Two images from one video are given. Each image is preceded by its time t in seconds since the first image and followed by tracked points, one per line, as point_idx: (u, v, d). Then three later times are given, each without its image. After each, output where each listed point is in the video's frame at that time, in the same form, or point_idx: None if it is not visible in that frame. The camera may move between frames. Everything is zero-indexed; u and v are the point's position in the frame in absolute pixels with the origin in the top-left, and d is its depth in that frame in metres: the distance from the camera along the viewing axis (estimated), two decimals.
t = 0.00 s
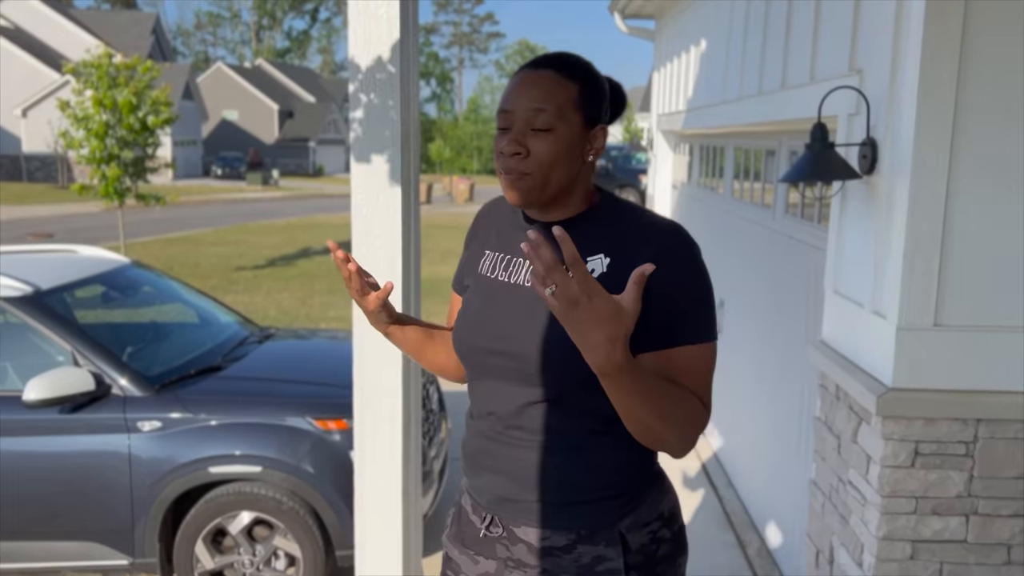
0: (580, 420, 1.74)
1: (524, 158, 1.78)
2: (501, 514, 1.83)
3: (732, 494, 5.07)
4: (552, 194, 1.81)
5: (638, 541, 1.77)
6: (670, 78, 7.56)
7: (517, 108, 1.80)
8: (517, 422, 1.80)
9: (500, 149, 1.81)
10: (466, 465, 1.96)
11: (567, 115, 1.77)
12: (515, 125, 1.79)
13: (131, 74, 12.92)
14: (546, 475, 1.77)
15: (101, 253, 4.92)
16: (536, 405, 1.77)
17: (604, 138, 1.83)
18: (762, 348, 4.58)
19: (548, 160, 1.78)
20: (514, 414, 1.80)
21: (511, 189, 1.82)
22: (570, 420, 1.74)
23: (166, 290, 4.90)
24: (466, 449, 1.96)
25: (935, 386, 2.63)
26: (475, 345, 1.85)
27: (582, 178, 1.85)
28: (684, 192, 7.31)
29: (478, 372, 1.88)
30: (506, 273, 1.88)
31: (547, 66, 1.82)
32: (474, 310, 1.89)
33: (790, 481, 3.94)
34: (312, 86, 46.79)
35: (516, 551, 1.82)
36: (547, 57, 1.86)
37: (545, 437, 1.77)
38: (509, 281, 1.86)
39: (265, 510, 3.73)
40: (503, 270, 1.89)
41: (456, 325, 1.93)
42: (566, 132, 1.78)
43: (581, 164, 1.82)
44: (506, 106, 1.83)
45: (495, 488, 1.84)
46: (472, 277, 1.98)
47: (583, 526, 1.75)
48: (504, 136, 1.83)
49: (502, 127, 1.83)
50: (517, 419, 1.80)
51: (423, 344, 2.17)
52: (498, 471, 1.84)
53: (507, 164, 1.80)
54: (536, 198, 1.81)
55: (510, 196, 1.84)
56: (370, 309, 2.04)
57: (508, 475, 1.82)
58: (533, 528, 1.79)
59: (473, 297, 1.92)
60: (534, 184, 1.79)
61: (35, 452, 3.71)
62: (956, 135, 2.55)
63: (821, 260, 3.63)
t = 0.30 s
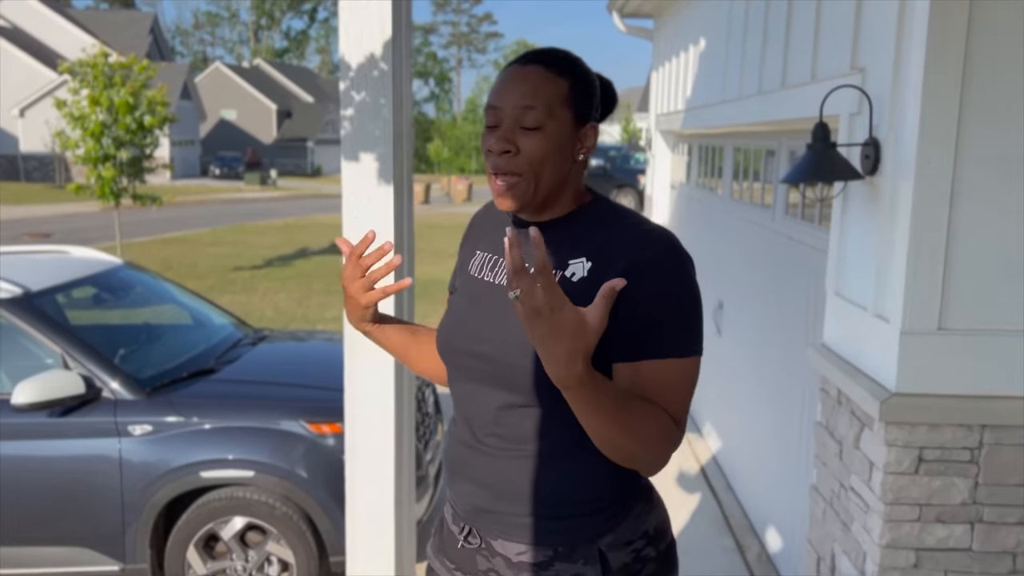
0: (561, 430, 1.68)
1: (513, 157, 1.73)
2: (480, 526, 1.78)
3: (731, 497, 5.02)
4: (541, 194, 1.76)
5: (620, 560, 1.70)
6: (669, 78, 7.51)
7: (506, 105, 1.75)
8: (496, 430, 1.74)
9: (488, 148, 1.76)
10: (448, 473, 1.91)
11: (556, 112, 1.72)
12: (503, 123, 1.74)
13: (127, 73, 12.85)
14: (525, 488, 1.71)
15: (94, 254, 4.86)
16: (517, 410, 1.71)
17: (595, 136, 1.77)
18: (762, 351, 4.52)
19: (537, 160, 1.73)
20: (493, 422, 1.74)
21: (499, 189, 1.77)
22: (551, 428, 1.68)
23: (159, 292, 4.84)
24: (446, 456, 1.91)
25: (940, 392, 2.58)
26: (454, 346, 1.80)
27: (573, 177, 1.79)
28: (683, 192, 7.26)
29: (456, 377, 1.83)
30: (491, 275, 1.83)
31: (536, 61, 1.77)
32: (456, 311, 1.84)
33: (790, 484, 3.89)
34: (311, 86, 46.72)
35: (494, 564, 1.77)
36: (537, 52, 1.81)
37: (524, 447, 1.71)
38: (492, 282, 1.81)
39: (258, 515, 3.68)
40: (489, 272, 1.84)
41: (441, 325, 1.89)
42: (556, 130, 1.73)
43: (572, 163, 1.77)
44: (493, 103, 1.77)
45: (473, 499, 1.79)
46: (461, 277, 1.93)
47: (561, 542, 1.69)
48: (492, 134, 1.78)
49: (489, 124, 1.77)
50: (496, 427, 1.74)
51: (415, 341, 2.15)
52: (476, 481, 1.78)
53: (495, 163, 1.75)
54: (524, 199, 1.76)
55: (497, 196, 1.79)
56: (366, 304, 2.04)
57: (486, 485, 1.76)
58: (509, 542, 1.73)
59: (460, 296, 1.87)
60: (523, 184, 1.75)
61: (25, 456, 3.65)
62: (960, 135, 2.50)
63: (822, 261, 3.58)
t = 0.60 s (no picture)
0: (546, 449, 1.60)
1: (503, 157, 1.64)
2: (458, 550, 1.71)
3: (739, 503, 4.94)
4: (531, 194, 1.68)
5: None
6: (676, 77, 7.43)
7: (489, 103, 1.67)
8: (477, 448, 1.66)
9: (473, 149, 1.66)
10: (422, 493, 1.83)
11: (543, 107, 1.65)
12: (488, 121, 1.66)
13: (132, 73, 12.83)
14: (509, 510, 1.63)
15: (93, 255, 4.80)
16: (504, 424, 1.62)
17: (575, 132, 1.72)
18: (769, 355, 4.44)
19: (526, 158, 1.65)
20: (475, 440, 1.66)
21: (488, 191, 1.67)
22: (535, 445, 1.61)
23: (159, 293, 4.78)
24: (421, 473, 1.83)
25: (954, 401, 2.50)
26: (431, 357, 1.72)
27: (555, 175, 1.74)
28: (690, 193, 7.18)
29: (431, 392, 1.75)
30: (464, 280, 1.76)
31: (512, 55, 1.70)
32: (429, 320, 1.76)
33: (799, 491, 3.80)
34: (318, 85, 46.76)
35: None
36: (509, 45, 1.73)
37: (508, 467, 1.63)
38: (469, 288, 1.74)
39: (256, 521, 3.61)
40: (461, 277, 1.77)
41: (411, 337, 1.81)
42: (543, 127, 1.65)
43: (555, 162, 1.71)
44: (474, 102, 1.69)
45: (452, 521, 1.71)
46: (430, 284, 1.85)
47: (547, 567, 1.62)
48: (475, 135, 1.69)
49: (471, 124, 1.69)
50: (477, 446, 1.66)
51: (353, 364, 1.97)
52: (456, 503, 1.70)
53: (484, 165, 1.66)
54: (514, 200, 1.67)
55: (484, 199, 1.69)
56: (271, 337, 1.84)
57: (465, 508, 1.69)
58: (490, 568, 1.66)
59: (431, 304, 1.79)
60: (513, 185, 1.66)
61: (21, 460, 3.60)
62: (976, 135, 2.42)
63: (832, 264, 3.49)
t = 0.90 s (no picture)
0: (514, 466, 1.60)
1: (427, 147, 1.60)
2: None
3: (752, 507, 4.87)
4: (460, 188, 1.63)
5: None
6: (689, 75, 7.34)
7: (426, 91, 1.62)
8: (445, 469, 1.63)
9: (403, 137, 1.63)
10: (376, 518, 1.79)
11: (480, 97, 1.60)
12: (421, 110, 1.62)
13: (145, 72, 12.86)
14: (478, 532, 1.61)
15: (101, 255, 4.77)
16: (474, 441, 1.60)
17: (526, 126, 1.65)
18: (784, 358, 4.35)
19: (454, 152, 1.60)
20: (443, 461, 1.63)
21: (414, 183, 1.64)
22: (503, 464, 1.60)
23: (166, 293, 4.75)
24: (376, 498, 1.79)
25: (974, 409, 2.41)
26: (384, 373, 1.70)
27: (499, 171, 1.67)
28: (703, 192, 7.10)
29: (389, 411, 1.72)
30: (418, 287, 1.72)
31: (463, 42, 1.65)
32: (383, 334, 1.73)
33: (813, 498, 3.73)
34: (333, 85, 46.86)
35: None
36: (469, 31, 1.69)
37: (476, 488, 1.61)
38: (422, 296, 1.70)
39: (261, 525, 3.56)
40: (414, 285, 1.72)
41: (360, 355, 1.77)
42: (477, 121, 1.60)
43: (497, 156, 1.64)
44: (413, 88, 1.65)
45: (416, 546, 1.68)
46: (376, 293, 1.81)
47: None
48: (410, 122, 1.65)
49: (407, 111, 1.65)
50: (444, 467, 1.63)
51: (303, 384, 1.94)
52: (420, 529, 1.68)
53: (411, 154, 1.62)
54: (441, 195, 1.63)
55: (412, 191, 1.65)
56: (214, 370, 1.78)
57: (429, 533, 1.66)
58: None
59: (381, 317, 1.75)
60: (440, 179, 1.61)
61: (24, 462, 3.57)
62: (999, 133, 2.33)
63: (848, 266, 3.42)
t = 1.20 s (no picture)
0: (468, 479, 1.61)
1: (380, 145, 1.58)
2: None
3: (769, 512, 4.79)
4: (416, 186, 1.60)
5: None
6: (708, 72, 7.26)
7: (380, 86, 1.61)
8: (402, 482, 1.64)
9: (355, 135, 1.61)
10: (330, 534, 1.79)
11: (433, 90, 1.58)
12: (375, 107, 1.61)
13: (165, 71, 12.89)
14: (434, 547, 1.63)
15: (115, 254, 4.78)
16: (431, 452, 1.61)
17: (485, 119, 1.64)
18: (802, 362, 4.28)
19: (406, 146, 1.57)
20: (399, 474, 1.64)
21: (366, 180, 1.61)
22: (459, 477, 1.61)
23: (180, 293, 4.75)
24: (330, 515, 1.79)
25: (999, 415, 2.34)
26: (337, 379, 1.70)
27: (459, 168, 1.66)
28: (722, 192, 7.03)
29: (344, 424, 1.72)
30: (377, 290, 1.71)
31: (416, 37, 1.64)
32: (342, 339, 1.73)
33: (830, 506, 3.66)
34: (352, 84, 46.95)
35: None
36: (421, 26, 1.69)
37: (433, 500, 1.62)
38: (381, 298, 1.69)
39: (271, 526, 3.54)
40: (374, 288, 1.71)
41: (316, 363, 1.77)
42: (429, 115, 1.58)
43: (451, 152, 1.62)
44: (368, 85, 1.64)
45: (372, 563, 1.69)
46: (336, 296, 1.80)
47: None
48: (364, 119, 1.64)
49: (364, 109, 1.65)
50: (401, 480, 1.64)
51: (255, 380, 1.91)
52: (374, 544, 1.69)
53: (363, 152, 1.60)
54: (393, 191, 1.60)
55: (365, 189, 1.62)
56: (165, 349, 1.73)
57: (387, 548, 1.67)
58: None
59: (339, 320, 1.75)
60: (392, 174, 1.58)
61: (37, 462, 3.57)
62: None
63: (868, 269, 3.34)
